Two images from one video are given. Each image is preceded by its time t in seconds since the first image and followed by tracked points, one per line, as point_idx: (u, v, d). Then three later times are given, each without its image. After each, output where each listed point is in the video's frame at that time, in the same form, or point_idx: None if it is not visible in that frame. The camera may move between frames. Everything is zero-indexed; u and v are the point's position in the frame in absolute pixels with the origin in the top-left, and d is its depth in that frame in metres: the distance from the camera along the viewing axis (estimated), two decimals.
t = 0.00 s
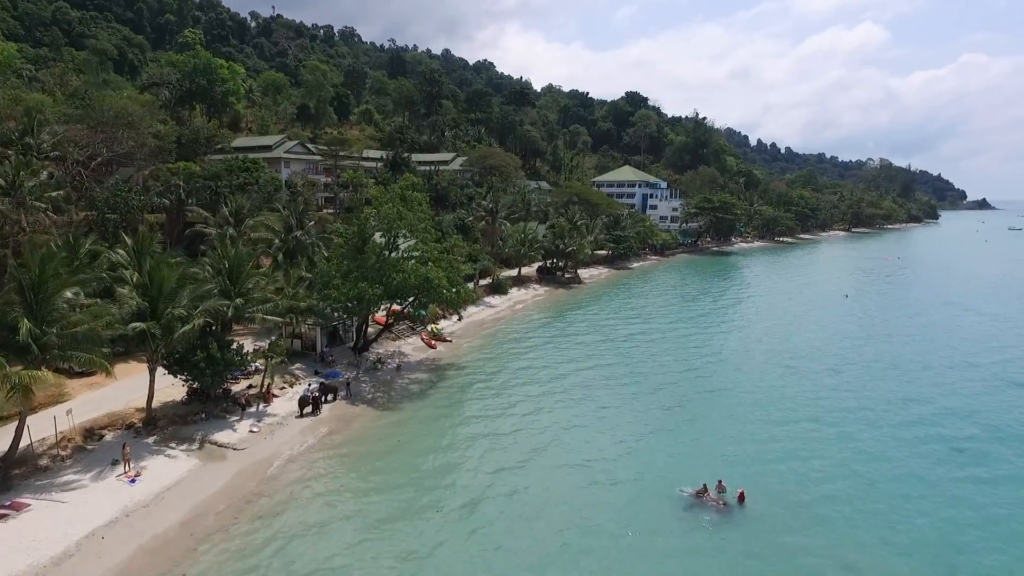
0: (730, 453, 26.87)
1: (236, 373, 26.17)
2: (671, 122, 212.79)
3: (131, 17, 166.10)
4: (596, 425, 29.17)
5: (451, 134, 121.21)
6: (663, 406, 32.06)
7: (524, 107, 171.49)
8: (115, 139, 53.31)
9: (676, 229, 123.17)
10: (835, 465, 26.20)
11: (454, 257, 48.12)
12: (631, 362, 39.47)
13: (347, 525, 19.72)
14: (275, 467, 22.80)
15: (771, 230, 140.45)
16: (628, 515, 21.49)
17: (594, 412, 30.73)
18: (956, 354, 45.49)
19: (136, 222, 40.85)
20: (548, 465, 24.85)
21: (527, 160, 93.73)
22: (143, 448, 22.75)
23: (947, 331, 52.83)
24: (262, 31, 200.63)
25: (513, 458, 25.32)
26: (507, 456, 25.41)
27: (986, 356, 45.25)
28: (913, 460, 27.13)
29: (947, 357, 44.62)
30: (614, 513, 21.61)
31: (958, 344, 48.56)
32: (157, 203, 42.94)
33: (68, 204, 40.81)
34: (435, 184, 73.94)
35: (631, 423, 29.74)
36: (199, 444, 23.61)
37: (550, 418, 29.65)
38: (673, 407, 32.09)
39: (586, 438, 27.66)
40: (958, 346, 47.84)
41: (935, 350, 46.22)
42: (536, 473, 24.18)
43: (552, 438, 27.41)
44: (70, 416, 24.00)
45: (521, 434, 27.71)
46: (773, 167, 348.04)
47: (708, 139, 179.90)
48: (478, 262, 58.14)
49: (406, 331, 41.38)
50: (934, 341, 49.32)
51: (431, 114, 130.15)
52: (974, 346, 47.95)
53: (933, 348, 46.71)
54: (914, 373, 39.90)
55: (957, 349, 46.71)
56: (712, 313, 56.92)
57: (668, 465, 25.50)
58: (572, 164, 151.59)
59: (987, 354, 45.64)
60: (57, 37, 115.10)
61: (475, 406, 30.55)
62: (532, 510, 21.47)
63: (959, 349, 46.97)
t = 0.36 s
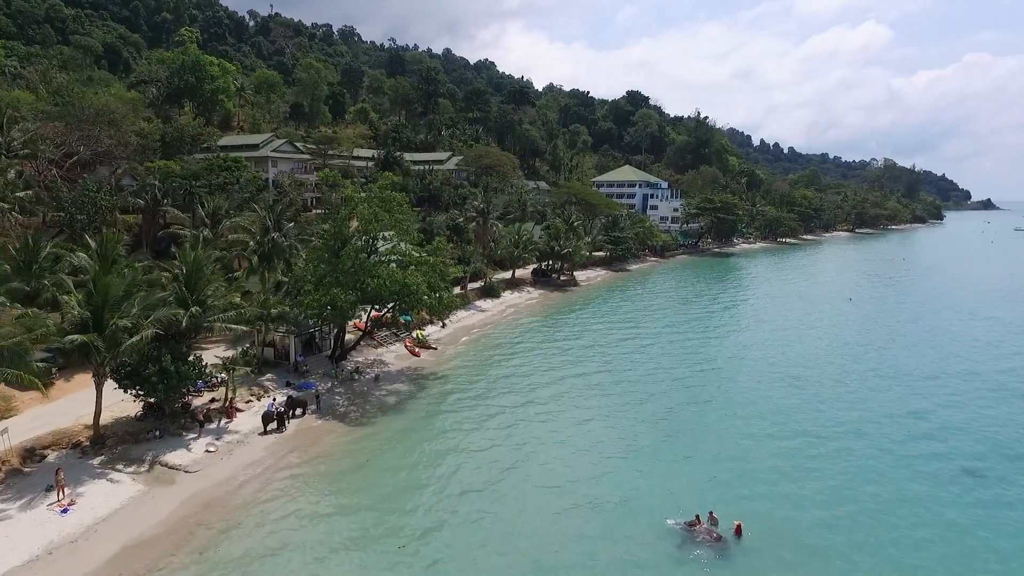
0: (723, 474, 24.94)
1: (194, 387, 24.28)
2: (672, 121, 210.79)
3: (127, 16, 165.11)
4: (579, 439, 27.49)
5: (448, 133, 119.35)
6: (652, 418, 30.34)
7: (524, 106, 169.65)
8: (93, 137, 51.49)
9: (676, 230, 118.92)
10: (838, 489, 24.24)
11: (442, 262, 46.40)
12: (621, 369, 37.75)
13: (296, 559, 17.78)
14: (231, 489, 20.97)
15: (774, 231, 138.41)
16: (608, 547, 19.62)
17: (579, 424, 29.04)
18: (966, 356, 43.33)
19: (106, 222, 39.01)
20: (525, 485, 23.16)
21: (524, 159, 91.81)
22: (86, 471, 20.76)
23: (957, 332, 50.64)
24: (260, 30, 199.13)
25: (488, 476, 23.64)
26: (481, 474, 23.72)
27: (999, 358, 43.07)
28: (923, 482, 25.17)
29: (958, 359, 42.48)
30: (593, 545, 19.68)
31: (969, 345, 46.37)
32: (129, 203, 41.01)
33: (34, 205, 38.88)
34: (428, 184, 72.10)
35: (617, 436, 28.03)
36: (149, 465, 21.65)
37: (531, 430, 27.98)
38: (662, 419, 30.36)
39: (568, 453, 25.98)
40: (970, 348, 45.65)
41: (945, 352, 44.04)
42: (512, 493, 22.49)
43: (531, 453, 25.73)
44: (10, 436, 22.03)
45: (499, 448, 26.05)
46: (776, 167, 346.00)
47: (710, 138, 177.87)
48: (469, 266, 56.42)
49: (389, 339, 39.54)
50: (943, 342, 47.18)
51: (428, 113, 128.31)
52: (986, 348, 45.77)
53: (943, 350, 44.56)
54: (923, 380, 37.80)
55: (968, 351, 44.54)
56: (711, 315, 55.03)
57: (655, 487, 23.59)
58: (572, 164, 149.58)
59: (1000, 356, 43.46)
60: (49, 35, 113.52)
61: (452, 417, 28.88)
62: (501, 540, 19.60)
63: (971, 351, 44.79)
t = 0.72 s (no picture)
0: (715, 497, 23.13)
1: (146, 402, 22.48)
2: (672, 120, 208.77)
3: (121, 14, 163.67)
4: (558, 453, 25.81)
5: (443, 132, 117.54)
6: (637, 430, 28.68)
7: (521, 105, 167.85)
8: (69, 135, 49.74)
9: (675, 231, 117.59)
10: (843, 517, 22.32)
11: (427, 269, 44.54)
12: (609, 376, 36.09)
13: None
14: (178, 515, 19.19)
15: (774, 232, 136.48)
16: None
17: (558, 437, 27.39)
18: (975, 362, 41.39)
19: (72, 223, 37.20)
20: (496, 506, 21.49)
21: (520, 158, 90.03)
22: (19, 496, 18.90)
23: (964, 336, 48.70)
24: (256, 29, 197.46)
25: (457, 495, 21.99)
26: (450, 494, 22.08)
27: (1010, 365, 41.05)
28: (934, 507, 23.25)
29: (966, 366, 40.53)
30: None
31: (977, 350, 44.43)
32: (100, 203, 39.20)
33: None
34: (419, 183, 70.33)
35: (599, 451, 26.35)
36: (91, 489, 19.79)
37: (507, 444, 26.33)
38: (648, 431, 28.67)
39: (544, 470, 24.31)
40: (979, 353, 43.66)
41: (953, 358, 42.08)
42: (481, 516, 20.82)
43: (505, 470, 24.08)
44: None
45: (472, 464, 24.40)
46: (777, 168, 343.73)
47: (710, 138, 175.90)
48: (457, 270, 54.70)
49: (369, 346, 37.82)
50: (950, 347, 45.25)
51: (423, 112, 126.49)
52: (996, 353, 43.80)
53: (950, 356, 42.60)
54: (931, 389, 35.83)
55: (976, 357, 42.60)
56: (707, 318, 53.30)
57: (639, 512, 21.78)
58: (570, 163, 147.75)
59: (1010, 363, 41.50)
60: (38, 32, 111.91)
61: (426, 429, 27.21)
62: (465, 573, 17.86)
63: (979, 356, 42.82)
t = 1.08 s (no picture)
0: (702, 523, 21.31)
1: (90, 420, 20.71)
2: (671, 120, 206.92)
3: (115, 12, 162.19)
4: (533, 469, 24.20)
5: (438, 132, 115.84)
6: (619, 443, 27.13)
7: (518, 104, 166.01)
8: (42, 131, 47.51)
9: (673, 231, 115.85)
10: (843, 546, 20.46)
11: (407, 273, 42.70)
12: (595, 384, 34.45)
13: None
14: (115, 546, 17.46)
15: (774, 233, 134.59)
16: None
17: (535, 450, 25.80)
18: (982, 369, 39.48)
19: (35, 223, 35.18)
20: (461, 530, 19.87)
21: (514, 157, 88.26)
22: None
23: (969, 341, 46.88)
24: (251, 28, 195.95)
25: (420, 518, 20.38)
26: (413, 516, 20.43)
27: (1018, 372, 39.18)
28: (940, 535, 21.42)
29: (972, 373, 38.63)
30: None
31: (983, 356, 42.57)
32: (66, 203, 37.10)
33: None
34: (409, 183, 68.67)
35: (578, 467, 24.71)
36: (22, 516, 18.04)
37: (479, 459, 24.72)
38: (632, 445, 27.06)
39: (516, 489, 22.68)
40: (985, 360, 41.76)
41: (959, 366, 40.18)
42: (444, 542, 19.18)
43: (475, 489, 22.47)
44: None
45: (439, 482, 22.79)
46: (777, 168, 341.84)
47: (709, 137, 174.04)
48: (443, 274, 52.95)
49: (347, 353, 36.02)
50: (955, 353, 43.40)
51: (418, 110, 124.75)
52: (1002, 359, 41.97)
53: (955, 363, 40.73)
54: (936, 399, 33.94)
55: (983, 364, 40.67)
56: (702, 321, 51.57)
57: (619, 541, 19.97)
58: (567, 163, 145.92)
59: (1018, 370, 39.58)
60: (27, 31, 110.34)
61: (394, 443, 25.57)
62: None
63: (986, 363, 40.95)
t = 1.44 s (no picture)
0: (687, 549, 19.65)
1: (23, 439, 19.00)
2: (670, 119, 205.32)
3: (109, 11, 160.91)
4: (507, 486, 22.66)
5: (433, 131, 114.28)
6: (601, 456, 25.58)
7: (515, 104, 164.67)
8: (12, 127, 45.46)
9: (670, 232, 114.27)
10: None
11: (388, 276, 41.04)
12: (580, 392, 32.93)
13: None
14: None
15: (774, 233, 132.84)
16: None
17: (510, 465, 24.28)
18: (989, 376, 37.67)
19: None
20: (418, 554, 18.43)
21: (510, 156, 86.66)
22: None
23: (974, 346, 45.10)
24: (247, 27, 194.71)
25: (379, 542, 18.87)
26: (371, 540, 18.92)
27: None
28: (942, 563, 19.80)
29: (980, 381, 36.78)
30: None
31: (991, 362, 40.77)
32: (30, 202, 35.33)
33: None
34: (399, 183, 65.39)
35: (555, 483, 23.16)
36: None
37: (449, 475, 23.19)
38: (614, 458, 25.50)
39: (487, 508, 21.15)
40: (992, 366, 39.96)
41: (965, 373, 38.36)
42: (398, 568, 17.72)
43: (443, 509, 20.94)
44: None
45: (404, 501, 21.27)
46: (778, 168, 340.09)
47: (708, 137, 172.38)
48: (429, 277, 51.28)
49: (323, 361, 34.35)
50: (960, 358, 41.62)
51: (412, 109, 123.20)
52: (1008, 365, 40.28)
53: (961, 370, 38.92)
54: (943, 409, 32.14)
55: (990, 370, 38.83)
56: (697, 325, 49.96)
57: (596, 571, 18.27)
58: (565, 163, 144.30)
59: None
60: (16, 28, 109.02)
61: (361, 458, 24.03)
62: None
63: (993, 369, 39.14)
